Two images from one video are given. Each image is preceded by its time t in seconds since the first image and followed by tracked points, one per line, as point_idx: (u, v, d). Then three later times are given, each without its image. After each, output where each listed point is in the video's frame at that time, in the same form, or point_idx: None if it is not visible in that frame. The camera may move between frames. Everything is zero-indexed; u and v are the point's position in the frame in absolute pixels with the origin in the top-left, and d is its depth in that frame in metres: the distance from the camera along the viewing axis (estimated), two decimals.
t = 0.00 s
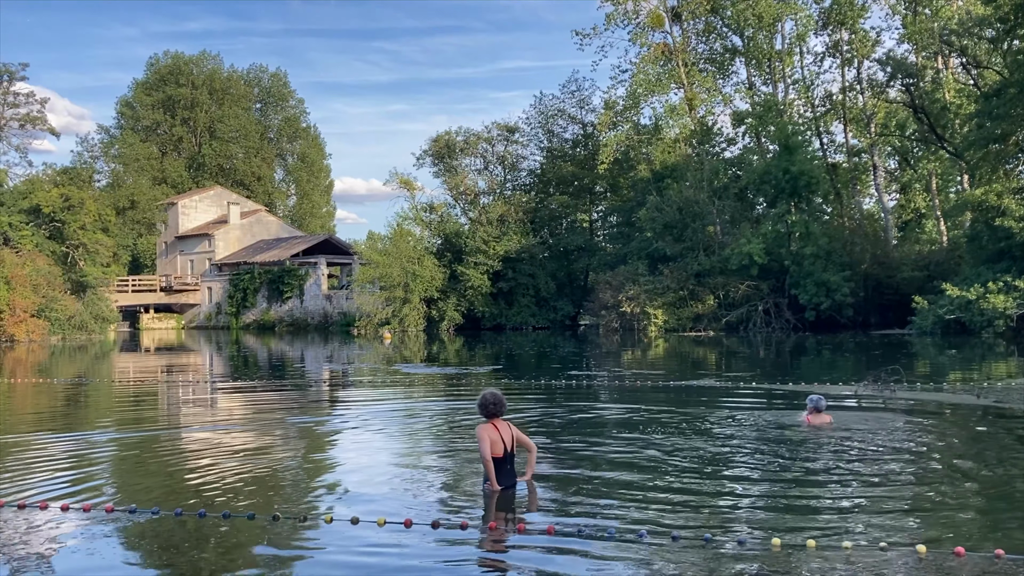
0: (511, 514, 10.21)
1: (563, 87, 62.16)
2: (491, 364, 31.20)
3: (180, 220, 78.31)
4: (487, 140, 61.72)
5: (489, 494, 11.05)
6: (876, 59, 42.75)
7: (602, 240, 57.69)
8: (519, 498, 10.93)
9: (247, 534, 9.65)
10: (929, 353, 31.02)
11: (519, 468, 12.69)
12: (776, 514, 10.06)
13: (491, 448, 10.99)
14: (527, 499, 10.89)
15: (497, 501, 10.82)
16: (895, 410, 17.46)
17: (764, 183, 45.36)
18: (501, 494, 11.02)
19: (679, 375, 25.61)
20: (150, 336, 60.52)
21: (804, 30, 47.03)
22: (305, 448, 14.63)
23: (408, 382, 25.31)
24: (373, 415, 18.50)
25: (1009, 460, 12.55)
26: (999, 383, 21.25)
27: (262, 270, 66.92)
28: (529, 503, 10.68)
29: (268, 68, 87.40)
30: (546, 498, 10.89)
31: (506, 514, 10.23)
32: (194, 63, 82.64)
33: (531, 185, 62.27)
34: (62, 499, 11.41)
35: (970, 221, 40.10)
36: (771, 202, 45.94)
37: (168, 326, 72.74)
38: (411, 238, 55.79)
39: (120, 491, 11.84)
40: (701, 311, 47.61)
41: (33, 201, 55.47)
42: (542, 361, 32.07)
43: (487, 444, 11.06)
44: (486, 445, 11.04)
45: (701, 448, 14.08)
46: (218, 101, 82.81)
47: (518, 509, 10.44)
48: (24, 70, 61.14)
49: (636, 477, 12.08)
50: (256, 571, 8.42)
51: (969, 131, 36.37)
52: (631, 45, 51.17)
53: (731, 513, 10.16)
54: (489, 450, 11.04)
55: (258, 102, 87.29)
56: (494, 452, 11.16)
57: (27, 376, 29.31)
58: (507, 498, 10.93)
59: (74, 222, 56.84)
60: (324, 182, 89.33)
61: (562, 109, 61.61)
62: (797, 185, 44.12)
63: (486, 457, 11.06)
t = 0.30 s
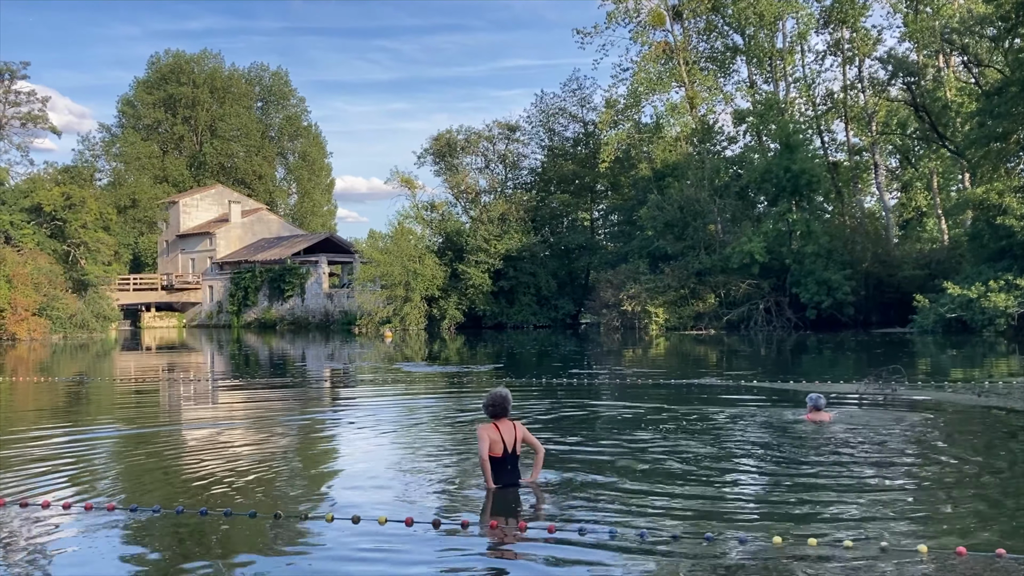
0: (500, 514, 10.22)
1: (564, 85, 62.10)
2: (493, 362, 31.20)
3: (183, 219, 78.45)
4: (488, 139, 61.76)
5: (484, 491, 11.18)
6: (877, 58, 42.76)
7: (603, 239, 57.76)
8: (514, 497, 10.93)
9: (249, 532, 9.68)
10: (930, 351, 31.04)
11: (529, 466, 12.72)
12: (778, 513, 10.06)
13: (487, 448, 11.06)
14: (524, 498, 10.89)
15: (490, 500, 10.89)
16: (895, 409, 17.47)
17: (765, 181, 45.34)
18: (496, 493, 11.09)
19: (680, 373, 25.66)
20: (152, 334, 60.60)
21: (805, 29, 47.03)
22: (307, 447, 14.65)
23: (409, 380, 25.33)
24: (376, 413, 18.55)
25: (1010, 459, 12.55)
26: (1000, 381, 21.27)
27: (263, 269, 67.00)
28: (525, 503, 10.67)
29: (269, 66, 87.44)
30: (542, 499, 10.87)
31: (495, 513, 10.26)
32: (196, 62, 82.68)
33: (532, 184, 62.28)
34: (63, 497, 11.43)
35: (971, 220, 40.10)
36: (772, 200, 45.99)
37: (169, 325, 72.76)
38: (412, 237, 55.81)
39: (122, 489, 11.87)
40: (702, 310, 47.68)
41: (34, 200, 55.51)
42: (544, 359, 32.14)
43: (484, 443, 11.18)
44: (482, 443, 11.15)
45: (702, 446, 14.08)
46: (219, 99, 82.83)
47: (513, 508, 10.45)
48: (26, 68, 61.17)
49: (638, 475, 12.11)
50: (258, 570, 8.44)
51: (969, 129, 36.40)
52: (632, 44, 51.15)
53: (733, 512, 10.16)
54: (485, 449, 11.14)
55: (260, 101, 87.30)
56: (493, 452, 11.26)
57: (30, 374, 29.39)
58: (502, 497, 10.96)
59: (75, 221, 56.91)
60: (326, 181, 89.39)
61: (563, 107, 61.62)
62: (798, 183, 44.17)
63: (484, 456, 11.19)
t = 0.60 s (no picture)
0: (498, 513, 10.19)
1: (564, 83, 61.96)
2: (493, 361, 31.13)
3: (183, 217, 78.24)
4: (489, 137, 61.71)
5: (484, 490, 11.19)
6: (879, 56, 42.67)
7: (604, 237, 57.79)
8: (512, 496, 10.90)
9: (249, 530, 9.67)
10: (931, 349, 31.00)
11: (534, 465, 12.70)
12: (778, 511, 10.07)
13: (486, 447, 11.05)
14: (523, 497, 10.85)
15: (488, 498, 10.88)
16: (895, 407, 17.46)
17: (766, 179, 45.20)
18: (495, 492, 11.07)
19: (681, 372, 25.64)
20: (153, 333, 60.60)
21: (807, 26, 46.95)
22: (308, 445, 14.66)
23: (410, 378, 25.33)
24: (376, 411, 18.57)
25: (1011, 457, 12.54)
26: (1002, 380, 21.24)
27: (264, 267, 67.05)
28: (524, 502, 10.63)
29: (270, 64, 87.45)
30: (541, 498, 10.81)
31: (491, 512, 10.24)
32: (197, 60, 82.68)
33: (533, 182, 62.23)
34: (64, 496, 11.43)
35: (973, 218, 40.08)
36: (774, 198, 45.97)
37: (170, 323, 72.74)
38: (413, 235, 55.77)
39: (122, 487, 11.85)
40: (703, 308, 47.69)
41: (35, 198, 55.50)
42: (544, 358, 32.13)
43: (485, 441, 11.18)
44: (483, 442, 11.15)
45: (703, 445, 14.07)
46: (220, 98, 82.78)
47: (511, 507, 10.43)
48: (26, 67, 61.11)
49: (638, 473, 12.12)
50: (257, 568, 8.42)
51: (971, 127, 36.34)
52: (633, 42, 51.04)
53: (733, 510, 10.17)
54: (485, 447, 11.15)
55: (260, 99, 87.27)
56: (494, 450, 11.26)
57: (30, 372, 29.38)
58: (500, 496, 10.93)
59: (76, 219, 56.89)
60: (327, 179, 89.38)
61: (564, 106, 61.56)
62: (799, 181, 44.18)
63: (484, 454, 11.19)
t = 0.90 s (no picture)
0: (500, 511, 10.19)
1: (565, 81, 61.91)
2: (494, 359, 31.13)
3: (184, 215, 78.20)
4: (490, 135, 61.71)
5: (486, 487, 11.22)
6: (880, 54, 42.62)
7: (605, 235, 57.86)
8: (514, 494, 10.90)
9: (250, 528, 9.68)
10: (932, 348, 30.97)
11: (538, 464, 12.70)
12: (780, 509, 10.04)
13: (489, 445, 11.04)
14: (525, 496, 10.85)
15: (490, 496, 10.90)
16: (897, 405, 17.42)
17: (767, 177, 45.12)
18: (497, 490, 11.09)
19: (682, 370, 25.65)
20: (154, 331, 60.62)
21: (807, 24, 46.98)
22: (310, 443, 14.66)
23: (411, 377, 25.31)
24: (377, 409, 18.60)
25: (1012, 455, 12.53)
26: (1002, 378, 21.26)
27: (265, 266, 67.13)
28: (526, 500, 10.63)
29: (271, 63, 87.48)
30: (543, 497, 10.81)
31: (492, 510, 10.25)
32: (198, 58, 82.69)
33: (534, 180, 62.24)
34: (65, 494, 11.44)
35: (973, 216, 40.06)
36: (775, 196, 45.49)
37: (172, 321, 72.75)
38: (414, 234, 55.77)
39: (122, 485, 11.86)
40: (704, 307, 47.70)
41: (36, 196, 55.51)
42: (545, 357, 32.11)
43: (488, 440, 11.17)
44: (485, 440, 11.15)
45: (705, 443, 14.07)
46: (221, 96, 82.74)
47: (512, 505, 10.43)
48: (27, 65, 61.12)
49: (640, 471, 12.11)
50: (257, 567, 8.43)
51: (973, 125, 36.27)
52: (634, 40, 51.00)
53: (735, 508, 10.15)
54: (488, 445, 11.14)
55: (261, 97, 87.30)
56: (497, 448, 11.26)
57: (31, 371, 29.37)
58: (502, 494, 10.94)
59: (77, 218, 56.91)
60: (327, 177, 89.39)
61: (564, 104, 61.55)
62: (800, 179, 44.20)
63: (487, 452, 11.20)
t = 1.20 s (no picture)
0: (501, 510, 10.22)
1: (566, 78, 61.90)
2: (494, 357, 31.17)
3: (185, 214, 78.15)
4: (491, 133, 61.69)
5: (488, 486, 11.24)
6: (881, 52, 42.57)
7: (606, 233, 57.90)
8: (515, 493, 10.93)
9: (251, 526, 9.70)
10: (933, 346, 30.98)
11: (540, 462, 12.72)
12: (780, 507, 10.06)
13: (490, 445, 11.05)
14: (526, 494, 10.90)
15: (491, 495, 10.94)
16: (897, 403, 17.44)
17: (767, 175, 45.14)
18: (498, 489, 11.12)
19: (683, 368, 25.63)
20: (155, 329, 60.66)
21: (808, 23, 46.98)
22: (310, 441, 14.69)
23: (412, 375, 25.33)
24: (378, 407, 18.62)
25: (1012, 453, 12.56)
26: (1004, 376, 21.24)
27: (266, 264, 67.21)
28: (527, 499, 10.67)
29: (271, 61, 87.51)
30: (543, 497, 10.82)
31: (494, 508, 10.27)
32: (199, 57, 82.72)
33: (535, 178, 62.22)
34: (66, 492, 11.46)
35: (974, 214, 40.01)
36: (775, 195, 45.69)
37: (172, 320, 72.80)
38: (414, 232, 55.79)
39: (124, 483, 11.88)
40: (705, 305, 47.68)
41: (37, 194, 55.55)
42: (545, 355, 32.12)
43: (490, 439, 11.17)
44: (487, 439, 11.15)
45: (705, 441, 14.08)
46: (222, 94, 82.66)
47: (514, 503, 10.47)
48: (28, 63, 61.14)
49: (640, 469, 12.12)
50: (258, 565, 8.45)
51: (974, 123, 36.23)
52: (634, 38, 51.02)
53: (735, 506, 10.17)
54: (490, 445, 11.15)
55: (262, 96, 87.38)
56: (499, 447, 11.28)
57: (32, 369, 29.39)
58: (503, 492, 10.98)
59: (78, 216, 56.98)
60: (328, 176, 89.40)
61: (565, 102, 61.52)
62: (801, 178, 44.23)
63: (488, 452, 11.21)
